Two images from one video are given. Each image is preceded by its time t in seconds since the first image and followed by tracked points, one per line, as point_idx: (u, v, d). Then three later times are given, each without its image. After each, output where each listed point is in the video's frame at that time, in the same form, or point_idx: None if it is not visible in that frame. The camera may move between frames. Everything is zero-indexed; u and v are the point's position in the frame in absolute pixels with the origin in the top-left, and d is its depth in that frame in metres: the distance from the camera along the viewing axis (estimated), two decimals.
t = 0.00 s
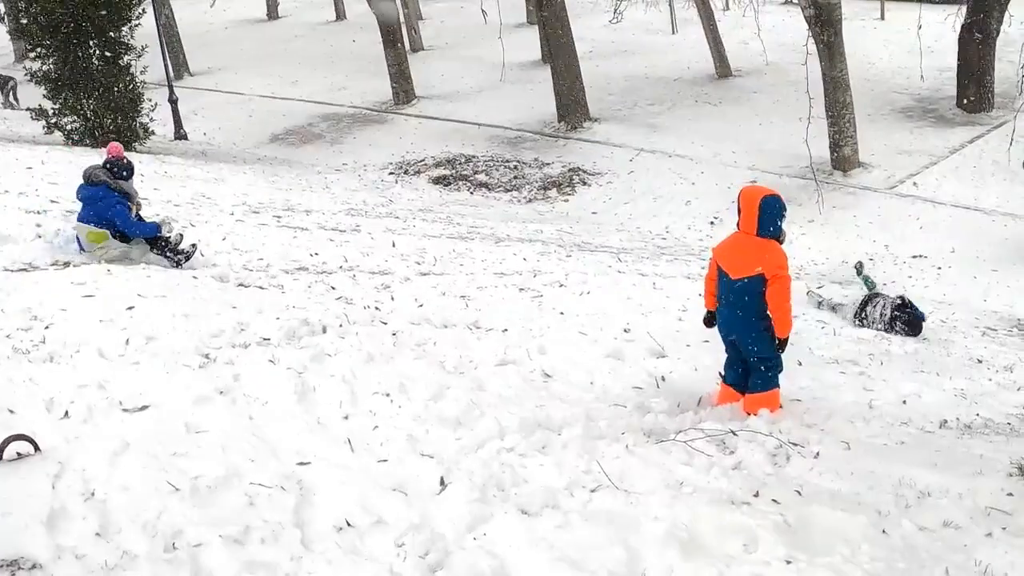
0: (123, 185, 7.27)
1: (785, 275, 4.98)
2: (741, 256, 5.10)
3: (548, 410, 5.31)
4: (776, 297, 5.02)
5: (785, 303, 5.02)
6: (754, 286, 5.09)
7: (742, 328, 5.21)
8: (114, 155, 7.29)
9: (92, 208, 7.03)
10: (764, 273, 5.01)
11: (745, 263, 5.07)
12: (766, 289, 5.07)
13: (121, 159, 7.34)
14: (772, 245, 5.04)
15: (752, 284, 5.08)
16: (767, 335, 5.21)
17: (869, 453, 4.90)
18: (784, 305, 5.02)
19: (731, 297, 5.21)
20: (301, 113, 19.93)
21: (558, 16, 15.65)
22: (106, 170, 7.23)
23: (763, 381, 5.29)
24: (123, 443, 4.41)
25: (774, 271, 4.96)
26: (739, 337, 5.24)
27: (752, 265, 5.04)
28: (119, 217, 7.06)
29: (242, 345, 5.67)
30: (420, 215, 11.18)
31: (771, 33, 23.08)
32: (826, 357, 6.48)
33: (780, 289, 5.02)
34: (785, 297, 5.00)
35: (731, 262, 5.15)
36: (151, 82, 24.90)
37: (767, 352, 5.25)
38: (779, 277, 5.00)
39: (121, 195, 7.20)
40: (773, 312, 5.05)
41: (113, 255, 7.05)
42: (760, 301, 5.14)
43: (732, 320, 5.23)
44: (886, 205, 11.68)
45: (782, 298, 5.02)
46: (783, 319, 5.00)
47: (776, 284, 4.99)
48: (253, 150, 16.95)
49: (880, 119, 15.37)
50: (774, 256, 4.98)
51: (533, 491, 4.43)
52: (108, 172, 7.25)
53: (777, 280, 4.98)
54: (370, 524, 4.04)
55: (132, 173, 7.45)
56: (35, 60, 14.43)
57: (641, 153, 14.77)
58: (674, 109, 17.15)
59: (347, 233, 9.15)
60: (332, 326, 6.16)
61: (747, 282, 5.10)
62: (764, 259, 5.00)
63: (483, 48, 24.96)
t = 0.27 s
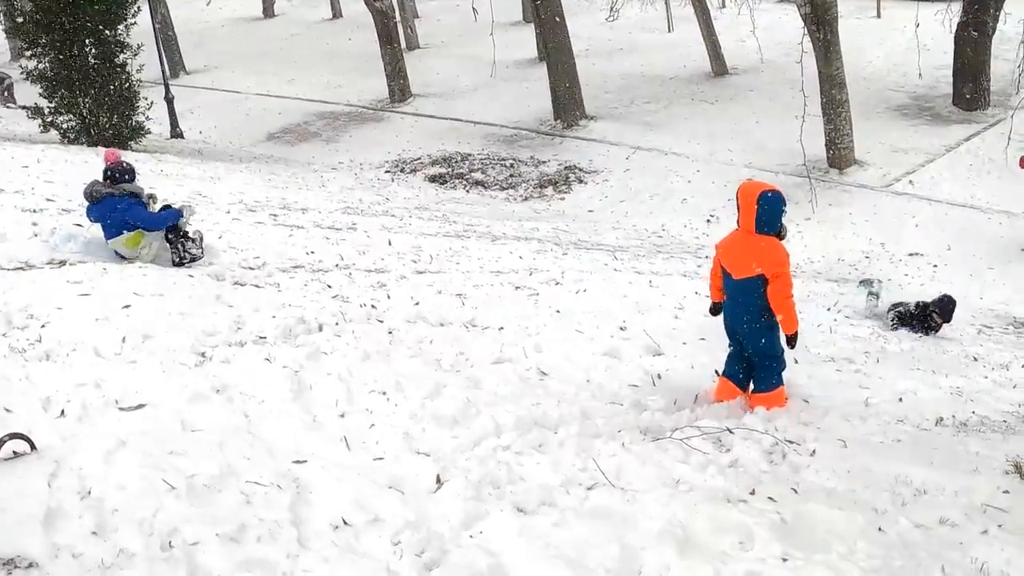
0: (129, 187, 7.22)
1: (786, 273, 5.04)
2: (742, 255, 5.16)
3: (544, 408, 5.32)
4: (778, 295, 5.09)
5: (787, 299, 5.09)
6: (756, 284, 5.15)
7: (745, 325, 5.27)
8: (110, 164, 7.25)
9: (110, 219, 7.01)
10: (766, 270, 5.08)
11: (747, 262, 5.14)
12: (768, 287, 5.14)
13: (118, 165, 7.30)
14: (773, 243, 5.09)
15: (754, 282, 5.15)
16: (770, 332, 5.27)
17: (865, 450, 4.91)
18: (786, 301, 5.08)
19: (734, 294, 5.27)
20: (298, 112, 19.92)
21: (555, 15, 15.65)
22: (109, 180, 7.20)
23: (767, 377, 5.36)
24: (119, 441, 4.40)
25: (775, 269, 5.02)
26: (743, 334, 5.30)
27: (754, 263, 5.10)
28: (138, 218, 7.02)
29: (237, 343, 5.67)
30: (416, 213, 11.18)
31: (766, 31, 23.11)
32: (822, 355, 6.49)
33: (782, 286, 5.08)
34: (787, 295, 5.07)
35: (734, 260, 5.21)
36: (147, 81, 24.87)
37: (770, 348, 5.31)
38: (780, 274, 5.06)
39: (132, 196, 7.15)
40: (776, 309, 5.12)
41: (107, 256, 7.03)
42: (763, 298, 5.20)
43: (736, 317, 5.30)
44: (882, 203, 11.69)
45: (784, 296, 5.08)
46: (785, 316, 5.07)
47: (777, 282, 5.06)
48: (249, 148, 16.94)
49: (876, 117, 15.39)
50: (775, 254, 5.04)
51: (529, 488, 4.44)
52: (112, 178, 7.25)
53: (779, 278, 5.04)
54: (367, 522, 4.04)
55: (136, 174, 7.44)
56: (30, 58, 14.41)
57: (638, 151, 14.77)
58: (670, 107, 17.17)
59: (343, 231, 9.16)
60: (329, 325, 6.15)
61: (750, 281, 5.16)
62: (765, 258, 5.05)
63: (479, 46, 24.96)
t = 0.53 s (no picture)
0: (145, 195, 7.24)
1: (797, 272, 5.06)
2: (752, 255, 5.17)
3: (542, 407, 5.32)
4: (789, 294, 5.11)
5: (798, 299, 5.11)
6: (767, 283, 5.17)
7: (757, 324, 5.31)
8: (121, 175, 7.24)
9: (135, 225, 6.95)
10: (776, 271, 5.09)
11: (757, 262, 5.14)
12: (779, 287, 5.15)
13: (128, 175, 7.28)
14: (783, 243, 5.10)
15: (765, 282, 5.16)
16: (781, 330, 5.30)
17: (863, 449, 4.90)
18: (797, 301, 5.10)
19: (745, 294, 5.29)
20: (295, 111, 19.91)
21: (552, 13, 15.61)
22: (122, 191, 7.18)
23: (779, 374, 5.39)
24: (117, 441, 4.39)
25: (786, 269, 5.04)
26: (754, 333, 5.34)
27: (764, 263, 5.11)
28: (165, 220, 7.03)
29: (235, 342, 5.67)
30: (414, 212, 11.18)
31: (764, 30, 23.11)
32: (820, 353, 6.49)
33: (793, 285, 5.10)
34: (799, 294, 5.09)
35: (744, 261, 5.21)
36: (144, 80, 24.85)
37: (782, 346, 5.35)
38: (791, 274, 5.08)
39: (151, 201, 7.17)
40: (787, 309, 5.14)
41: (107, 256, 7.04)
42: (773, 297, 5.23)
43: (747, 316, 5.33)
44: (880, 202, 11.69)
45: (795, 295, 5.10)
46: (796, 315, 5.09)
47: (788, 282, 5.07)
48: (247, 148, 16.93)
49: (874, 115, 15.39)
50: (785, 254, 5.05)
51: (527, 487, 4.44)
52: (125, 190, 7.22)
53: (790, 278, 5.06)
54: (365, 521, 4.04)
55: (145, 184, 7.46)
56: (27, 58, 14.40)
57: (636, 150, 14.77)
58: (668, 106, 17.16)
59: (340, 230, 9.15)
60: (326, 324, 6.15)
61: (760, 281, 5.18)
62: (776, 258, 5.06)
63: (477, 45, 24.96)
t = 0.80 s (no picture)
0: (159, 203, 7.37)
1: (801, 270, 5.13)
2: (757, 254, 5.23)
3: (540, 406, 5.32)
4: (794, 293, 5.17)
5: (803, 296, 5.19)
6: (771, 282, 5.23)
7: (763, 323, 5.36)
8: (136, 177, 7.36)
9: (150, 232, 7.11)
10: (780, 270, 5.16)
11: (762, 262, 5.20)
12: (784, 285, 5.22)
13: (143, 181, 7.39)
14: (786, 242, 5.16)
15: (770, 281, 5.22)
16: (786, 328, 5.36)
17: (861, 448, 4.90)
18: (802, 299, 5.17)
19: (750, 294, 5.34)
20: (293, 109, 19.91)
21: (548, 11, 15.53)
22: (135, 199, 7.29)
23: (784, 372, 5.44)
24: (115, 440, 4.38)
25: (791, 267, 5.10)
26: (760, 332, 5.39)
27: (769, 263, 5.17)
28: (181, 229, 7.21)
29: (233, 341, 5.66)
30: (411, 211, 11.18)
31: (761, 29, 23.13)
32: (818, 352, 6.49)
33: (797, 284, 5.17)
34: (804, 292, 5.16)
35: (748, 261, 5.27)
36: (141, 79, 24.84)
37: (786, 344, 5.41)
38: (795, 273, 5.15)
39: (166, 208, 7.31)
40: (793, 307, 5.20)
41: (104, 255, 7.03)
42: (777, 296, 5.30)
43: (752, 315, 5.37)
44: (877, 200, 11.69)
45: (800, 293, 5.17)
46: (802, 313, 5.17)
47: (793, 281, 5.14)
48: (244, 147, 16.93)
49: (871, 114, 15.40)
50: (789, 253, 5.12)
51: (525, 486, 4.44)
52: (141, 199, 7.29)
53: (795, 276, 5.13)
54: (363, 520, 4.04)
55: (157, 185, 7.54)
56: (25, 57, 14.39)
57: (633, 148, 14.78)
58: (665, 104, 17.17)
59: (338, 229, 9.15)
60: (324, 323, 6.15)
61: (765, 281, 5.23)
62: (780, 257, 5.13)
63: (475, 44, 24.97)
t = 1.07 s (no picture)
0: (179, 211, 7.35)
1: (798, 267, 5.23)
2: (756, 251, 5.37)
3: (538, 405, 5.32)
4: (792, 289, 5.30)
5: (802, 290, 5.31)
6: (771, 279, 5.37)
7: (765, 317, 5.52)
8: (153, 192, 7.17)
9: (173, 245, 7.25)
10: (778, 267, 5.28)
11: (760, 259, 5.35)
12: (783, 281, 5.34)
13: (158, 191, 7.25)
14: (786, 239, 5.27)
15: (769, 277, 5.37)
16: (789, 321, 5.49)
17: (859, 446, 4.90)
18: (800, 294, 5.29)
19: (752, 288, 5.50)
20: (291, 108, 19.91)
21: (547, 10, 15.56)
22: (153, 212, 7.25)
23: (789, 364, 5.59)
24: (112, 439, 4.38)
25: (787, 265, 5.22)
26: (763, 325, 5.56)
27: (767, 260, 5.31)
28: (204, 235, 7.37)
29: (231, 340, 5.66)
30: (409, 210, 11.19)
31: (758, 27, 23.15)
32: (815, 351, 6.50)
33: (795, 280, 5.28)
34: (801, 288, 5.27)
35: (749, 257, 5.43)
36: (140, 79, 24.86)
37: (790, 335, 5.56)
38: (793, 269, 5.26)
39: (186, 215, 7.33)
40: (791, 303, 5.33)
41: (101, 254, 7.02)
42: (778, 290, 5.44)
43: (755, 309, 5.54)
44: (875, 199, 11.70)
45: (798, 289, 5.28)
46: (799, 308, 5.29)
47: (790, 277, 5.26)
48: (242, 146, 16.93)
49: (868, 112, 15.41)
50: (786, 251, 5.23)
51: (523, 485, 4.44)
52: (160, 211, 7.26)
53: (791, 273, 5.24)
54: (361, 519, 4.04)
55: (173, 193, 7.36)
56: (22, 56, 14.39)
57: (631, 147, 14.79)
58: (663, 103, 17.17)
59: (336, 228, 9.16)
60: (321, 322, 6.15)
61: (765, 277, 5.38)
62: (776, 255, 5.25)
63: (472, 43, 24.98)
